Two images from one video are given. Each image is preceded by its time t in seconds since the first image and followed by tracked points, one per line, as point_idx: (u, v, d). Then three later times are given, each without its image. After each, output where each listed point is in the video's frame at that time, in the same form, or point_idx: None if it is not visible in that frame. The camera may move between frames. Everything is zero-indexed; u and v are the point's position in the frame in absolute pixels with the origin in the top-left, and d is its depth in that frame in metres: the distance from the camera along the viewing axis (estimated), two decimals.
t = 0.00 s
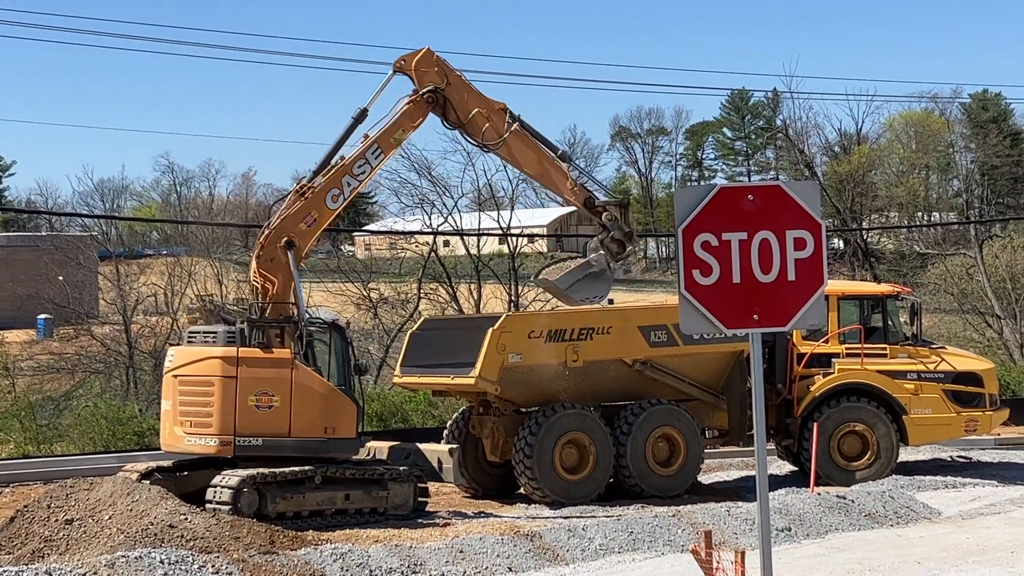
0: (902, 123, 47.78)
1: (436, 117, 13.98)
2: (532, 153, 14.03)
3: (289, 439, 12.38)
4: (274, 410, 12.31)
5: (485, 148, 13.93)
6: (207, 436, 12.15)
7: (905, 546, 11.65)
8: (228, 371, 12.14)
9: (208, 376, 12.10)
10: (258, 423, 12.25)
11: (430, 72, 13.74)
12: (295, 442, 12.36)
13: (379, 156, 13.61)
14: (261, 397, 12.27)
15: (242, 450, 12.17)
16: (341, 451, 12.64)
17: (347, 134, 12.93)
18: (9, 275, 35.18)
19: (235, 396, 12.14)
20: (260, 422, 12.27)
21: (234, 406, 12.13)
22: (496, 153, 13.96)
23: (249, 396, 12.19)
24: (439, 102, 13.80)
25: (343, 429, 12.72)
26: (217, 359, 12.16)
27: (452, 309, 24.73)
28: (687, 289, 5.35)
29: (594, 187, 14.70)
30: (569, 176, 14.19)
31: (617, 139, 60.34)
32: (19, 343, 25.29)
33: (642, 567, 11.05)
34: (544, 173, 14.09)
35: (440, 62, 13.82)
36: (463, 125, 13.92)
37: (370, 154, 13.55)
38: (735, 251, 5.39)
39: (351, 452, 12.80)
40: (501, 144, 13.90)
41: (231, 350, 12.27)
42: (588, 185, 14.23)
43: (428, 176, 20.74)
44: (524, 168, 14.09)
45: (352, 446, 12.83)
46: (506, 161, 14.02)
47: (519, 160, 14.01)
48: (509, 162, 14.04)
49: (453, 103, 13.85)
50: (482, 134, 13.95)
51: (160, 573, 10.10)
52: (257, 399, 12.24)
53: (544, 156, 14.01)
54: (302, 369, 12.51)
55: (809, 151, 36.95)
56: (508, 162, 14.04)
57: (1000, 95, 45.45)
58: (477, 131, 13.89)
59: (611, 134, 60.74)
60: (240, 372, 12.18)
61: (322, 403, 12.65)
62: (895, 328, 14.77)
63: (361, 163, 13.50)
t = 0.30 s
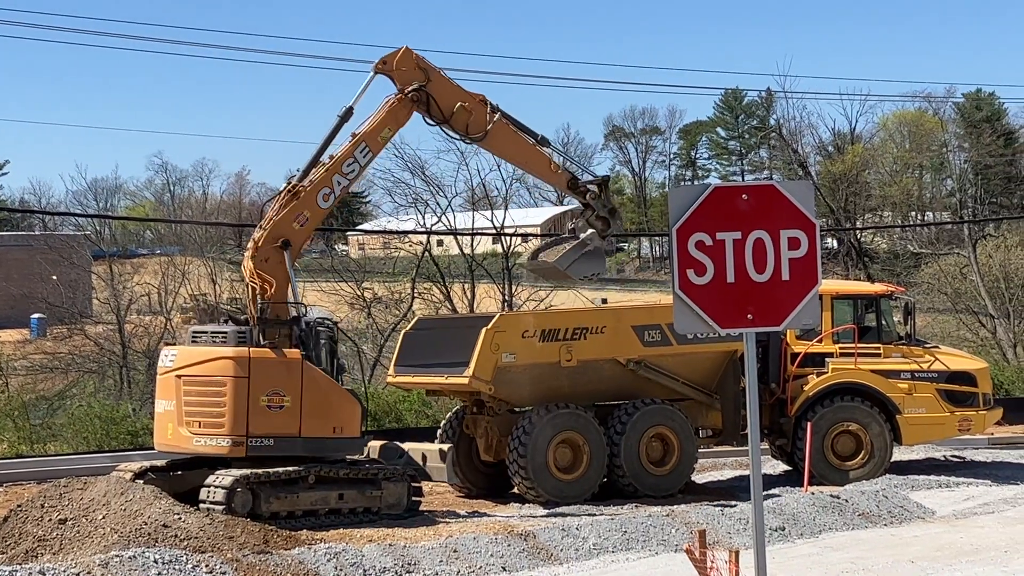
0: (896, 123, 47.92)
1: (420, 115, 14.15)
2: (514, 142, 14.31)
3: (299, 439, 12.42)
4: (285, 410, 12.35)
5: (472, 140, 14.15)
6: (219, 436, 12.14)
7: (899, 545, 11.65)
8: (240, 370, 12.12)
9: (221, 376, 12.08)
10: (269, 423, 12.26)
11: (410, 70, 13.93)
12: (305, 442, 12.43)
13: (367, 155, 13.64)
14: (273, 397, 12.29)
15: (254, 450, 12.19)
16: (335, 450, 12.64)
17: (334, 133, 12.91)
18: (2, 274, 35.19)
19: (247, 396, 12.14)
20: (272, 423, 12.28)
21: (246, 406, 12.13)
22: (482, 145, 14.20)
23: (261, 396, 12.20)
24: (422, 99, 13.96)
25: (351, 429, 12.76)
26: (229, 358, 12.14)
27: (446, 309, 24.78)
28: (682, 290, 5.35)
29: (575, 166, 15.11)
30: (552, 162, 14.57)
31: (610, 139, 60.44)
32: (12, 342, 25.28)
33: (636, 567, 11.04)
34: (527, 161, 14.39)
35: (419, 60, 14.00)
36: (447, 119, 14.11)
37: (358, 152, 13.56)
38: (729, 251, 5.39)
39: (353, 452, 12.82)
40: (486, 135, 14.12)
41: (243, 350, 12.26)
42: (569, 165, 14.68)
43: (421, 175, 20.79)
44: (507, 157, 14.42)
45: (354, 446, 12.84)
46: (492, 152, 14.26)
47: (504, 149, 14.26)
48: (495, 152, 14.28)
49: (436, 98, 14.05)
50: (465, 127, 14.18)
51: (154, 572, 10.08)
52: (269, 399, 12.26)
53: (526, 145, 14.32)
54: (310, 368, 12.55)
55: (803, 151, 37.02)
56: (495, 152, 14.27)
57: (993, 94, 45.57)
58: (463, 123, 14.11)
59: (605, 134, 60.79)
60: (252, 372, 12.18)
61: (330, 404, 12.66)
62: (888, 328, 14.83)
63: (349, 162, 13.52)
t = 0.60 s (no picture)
0: (894, 124, 47.97)
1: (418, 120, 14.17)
2: (508, 140, 14.47)
3: (311, 438, 12.47)
4: (298, 410, 12.39)
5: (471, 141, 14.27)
6: (232, 436, 12.10)
7: (896, 546, 11.66)
8: (255, 370, 12.11)
9: (236, 376, 12.04)
10: (283, 423, 12.28)
11: (407, 76, 13.92)
12: (317, 441, 12.48)
13: (370, 157, 13.69)
14: (287, 396, 12.31)
15: (269, 450, 12.20)
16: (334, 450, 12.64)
17: (336, 136, 12.93)
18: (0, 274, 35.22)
19: (262, 396, 12.15)
20: (285, 422, 12.31)
21: (262, 406, 12.13)
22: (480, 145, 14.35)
23: (275, 396, 12.21)
24: (420, 103, 13.99)
25: (357, 429, 12.84)
26: (244, 359, 12.10)
27: (443, 308, 24.83)
28: (680, 290, 5.37)
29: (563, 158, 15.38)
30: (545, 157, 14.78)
31: (608, 139, 60.50)
32: (10, 342, 25.29)
33: (634, 566, 11.05)
34: (521, 157, 14.56)
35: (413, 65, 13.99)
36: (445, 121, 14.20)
37: (361, 154, 13.60)
38: (728, 251, 5.40)
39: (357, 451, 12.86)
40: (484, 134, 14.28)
41: (258, 350, 12.25)
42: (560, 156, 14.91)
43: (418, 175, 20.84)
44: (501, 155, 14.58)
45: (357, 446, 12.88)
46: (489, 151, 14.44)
47: (501, 147, 14.44)
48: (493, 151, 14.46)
49: (434, 102, 14.09)
50: (462, 128, 14.28)
51: (152, 572, 10.08)
52: (283, 399, 12.28)
53: (519, 141, 14.49)
54: (321, 369, 12.58)
55: (801, 151, 37.09)
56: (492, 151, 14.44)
57: (991, 94, 45.62)
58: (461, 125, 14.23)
59: (603, 134, 60.83)
60: (266, 372, 12.18)
61: (337, 404, 12.73)
62: (886, 329, 14.86)
63: (353, 164, 13.58)
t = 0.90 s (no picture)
0: (894, 126, 48.10)
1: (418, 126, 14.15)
2: (500, 141, 14.60)
3: (320, 439, 12.50)
4: (307, 411, 12.41)
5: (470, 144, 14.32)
6: (245, 437, 12.09)
7: (896, 547, 11.66)
8: (268, 372, 12.12)
9: (250, 377, 12.02)
10: (295, 424, 12.29)
11: (405, 83, 13.90)
12: (325, 441, 12.51)
13: (373, 162, 13.72)
14: (298, 397, 12.33)
15: (281, 451, 12.21)
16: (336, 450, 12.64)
17: (341, 138, 12.92)
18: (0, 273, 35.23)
19: (274, 397, 12.15)
20: (297, 423, 12.33)
21: (275, 408, 12.15)
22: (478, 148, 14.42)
23: (287, 397, 12.23)
24: (418, 110, 14.00)
25: (362, 429, 12.89)
26: (256, 360, 12.10)
27: (443, 309, 24.86)
28: (680, 292, 5.38)
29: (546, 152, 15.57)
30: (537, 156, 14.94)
31: (608, 140, 60.62)
32: (9, 342, 25.31)
33: (634, 568, 11.04)
34: (514, 157, 14.72)
35: (411, 72, 13.96)
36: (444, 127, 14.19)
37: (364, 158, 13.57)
38: (729, 253, 5.40)
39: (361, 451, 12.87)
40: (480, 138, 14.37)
41: (270, 351, 12.26)
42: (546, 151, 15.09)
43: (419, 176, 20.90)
44: (495, 156, 14.69)
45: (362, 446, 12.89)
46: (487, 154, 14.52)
47: (496, 149, 14.55)
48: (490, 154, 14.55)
49: (433, 108, 14.09)
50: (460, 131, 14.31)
51: (152, 572, 10.07)
52: (294, 400, 12.30)
53: (511, 140, 14.59)
54: (330, 368, 12.58)
55: (801, 153, 37.14)
56: (489, 153, 14.54)
57: (991, 97, 45.63)
58: (460, 130, 14.25)
59: (603, 135, 60.80)
60: (279, 372, 12.19)
61: (343, 406, 12.76)
62: (886, 330, 14.89)
63: (356, 169, 13.58)
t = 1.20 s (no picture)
0: (895, 129, 48.18)
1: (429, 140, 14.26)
2: (508, 156, 14.73)
3: (327, 440, 12.52)
4: (315, 413, 12.43)
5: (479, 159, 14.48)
6: (256, 438, 12.09)
7: (895, 550, 11.66)
8: (277, 374, 12.15)
9: (261, 379, 12.04)
10: (304, 426, 12.31)
11: (420, 98, 13.98)
12: (332, 443, 12.52)
13: (386, 173, 13.85)
14: (305, 400, 12.34)
15: (291, 452, 12.21)
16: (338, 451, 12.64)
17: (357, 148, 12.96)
18: (2, 274, 35.27)
19: (285, 399, 12.16)
20: (306, 425, 12.34)
21: (284, 410, 12.17)
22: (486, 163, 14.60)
23: (296, 399, 12.24)
24: (431, 125, 14.13)
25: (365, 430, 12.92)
26: (267, 362, 12.12)
27: (444, 311, 24.86)
28: (681, 295, 5.39)
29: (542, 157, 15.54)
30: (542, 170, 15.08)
31: (609, 142, 60.71)
32: (9, 343, 25.30)
33: (634, 570, 11.04)
34: (519, 173, 14.86)
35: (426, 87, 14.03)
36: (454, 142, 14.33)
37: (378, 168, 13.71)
38: (729, 256, 5.41)
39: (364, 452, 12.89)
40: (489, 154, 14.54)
41: (279, 353, 12.28)
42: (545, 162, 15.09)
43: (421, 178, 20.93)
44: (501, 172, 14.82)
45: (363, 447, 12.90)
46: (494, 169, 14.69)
47: (502, 165, 14.70)
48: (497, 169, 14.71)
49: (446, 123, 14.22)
50: (469, 146, 14.45)
51: (152, 574, 10.07)
52: (303, 402, 12.32)
53: (516, 155, 14.69)
54: (337, 370, 12.59)
55: (802, 155, 37.20)
56: (496, 168, 14.70)
57: (992, 100, 45.68)
58: (471, 145, 14.40)
59: (604, 137, 60.86)
60: (288, 374, 12.22)
61: (348, 408, 12.79)
62: (886, 333, 14.90)
63: (369, 178, 13.74)
